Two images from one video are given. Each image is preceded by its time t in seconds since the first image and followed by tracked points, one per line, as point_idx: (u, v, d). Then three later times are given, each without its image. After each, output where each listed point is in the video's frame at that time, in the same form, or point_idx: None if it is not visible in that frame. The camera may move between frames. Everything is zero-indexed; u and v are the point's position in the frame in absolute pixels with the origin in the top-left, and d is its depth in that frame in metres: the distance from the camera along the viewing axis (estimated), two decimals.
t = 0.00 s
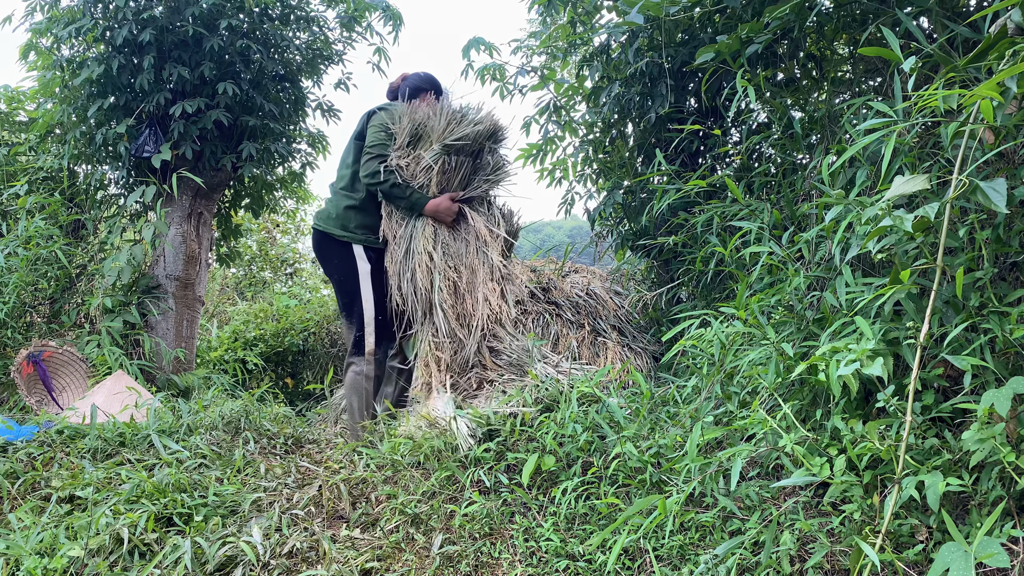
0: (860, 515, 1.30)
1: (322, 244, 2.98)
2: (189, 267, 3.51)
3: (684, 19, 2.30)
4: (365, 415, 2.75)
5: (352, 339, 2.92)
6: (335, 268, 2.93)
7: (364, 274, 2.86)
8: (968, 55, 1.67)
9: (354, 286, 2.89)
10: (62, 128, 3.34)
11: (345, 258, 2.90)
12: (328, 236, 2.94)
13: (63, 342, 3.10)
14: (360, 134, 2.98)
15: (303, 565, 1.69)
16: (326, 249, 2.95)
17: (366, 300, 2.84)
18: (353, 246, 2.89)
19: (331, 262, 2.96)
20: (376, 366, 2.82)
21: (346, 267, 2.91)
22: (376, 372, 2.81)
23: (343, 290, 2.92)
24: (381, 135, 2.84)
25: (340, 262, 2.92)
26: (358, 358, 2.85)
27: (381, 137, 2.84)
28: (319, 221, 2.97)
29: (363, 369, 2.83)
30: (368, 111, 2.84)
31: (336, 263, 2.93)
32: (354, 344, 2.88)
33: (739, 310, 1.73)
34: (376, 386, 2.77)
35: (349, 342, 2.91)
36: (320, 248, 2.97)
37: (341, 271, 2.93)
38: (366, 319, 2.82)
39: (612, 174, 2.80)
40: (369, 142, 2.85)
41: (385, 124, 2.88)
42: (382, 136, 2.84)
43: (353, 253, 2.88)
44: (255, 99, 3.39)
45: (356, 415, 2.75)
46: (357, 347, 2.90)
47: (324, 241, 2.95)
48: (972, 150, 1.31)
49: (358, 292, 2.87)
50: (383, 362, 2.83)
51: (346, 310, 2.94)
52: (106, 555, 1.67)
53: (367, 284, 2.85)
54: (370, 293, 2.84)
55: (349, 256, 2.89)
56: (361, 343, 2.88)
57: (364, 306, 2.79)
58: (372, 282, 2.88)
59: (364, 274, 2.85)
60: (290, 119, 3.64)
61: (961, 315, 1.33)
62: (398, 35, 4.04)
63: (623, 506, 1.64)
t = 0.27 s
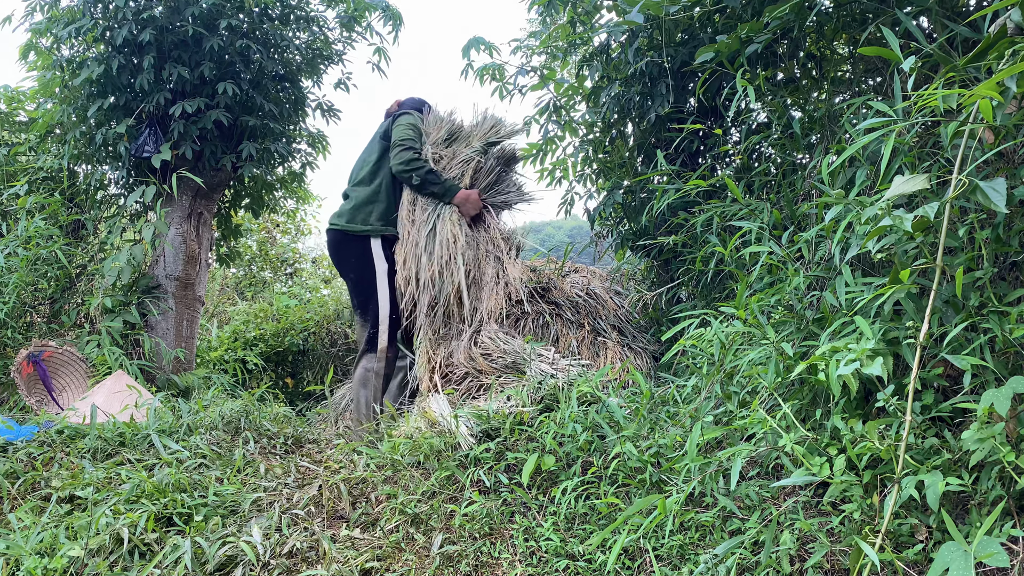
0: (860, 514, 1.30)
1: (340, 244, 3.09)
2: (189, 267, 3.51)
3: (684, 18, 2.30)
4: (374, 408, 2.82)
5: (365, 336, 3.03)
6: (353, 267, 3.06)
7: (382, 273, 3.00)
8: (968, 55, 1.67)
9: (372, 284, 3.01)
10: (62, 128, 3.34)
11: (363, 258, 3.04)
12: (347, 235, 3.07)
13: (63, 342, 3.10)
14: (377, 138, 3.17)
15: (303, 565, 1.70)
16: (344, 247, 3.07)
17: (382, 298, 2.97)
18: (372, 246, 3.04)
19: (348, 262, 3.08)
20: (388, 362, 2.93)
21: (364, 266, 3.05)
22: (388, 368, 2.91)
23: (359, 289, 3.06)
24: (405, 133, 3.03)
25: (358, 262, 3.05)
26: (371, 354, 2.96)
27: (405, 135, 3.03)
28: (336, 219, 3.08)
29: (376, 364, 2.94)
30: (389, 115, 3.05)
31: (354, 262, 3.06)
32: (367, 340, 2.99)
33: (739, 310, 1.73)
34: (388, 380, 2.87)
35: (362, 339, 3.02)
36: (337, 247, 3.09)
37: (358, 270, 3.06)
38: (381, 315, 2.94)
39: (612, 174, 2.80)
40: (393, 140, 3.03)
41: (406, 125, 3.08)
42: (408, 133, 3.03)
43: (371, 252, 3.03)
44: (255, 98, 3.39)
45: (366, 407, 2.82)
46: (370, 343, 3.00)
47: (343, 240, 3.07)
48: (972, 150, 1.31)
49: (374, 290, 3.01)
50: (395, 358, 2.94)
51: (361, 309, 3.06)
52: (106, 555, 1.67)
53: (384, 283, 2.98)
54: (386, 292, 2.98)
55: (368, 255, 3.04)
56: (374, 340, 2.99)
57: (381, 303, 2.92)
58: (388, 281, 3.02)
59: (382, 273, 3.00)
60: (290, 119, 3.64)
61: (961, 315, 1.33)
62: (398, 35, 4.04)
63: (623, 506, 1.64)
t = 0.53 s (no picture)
0: (860, 514, 1.30)
1: (355, 227, 3.00)
2: (190, 267, 3.51)
3: (684, 18, 2.30)
4: (377, 384, 2.83)
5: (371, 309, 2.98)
6: (366, 246, 2.98)
7: (395, 252, 2.93)
8: (968, 54, 1.67)
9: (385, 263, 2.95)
10: (62, 128, 3.34)
11: (377, 237, 2.96)
12: (366, 221, 2.98)
13: (63, 342, 3.10)
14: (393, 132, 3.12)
15: (304, 564, 1.70)
16: (363, 233, 2.97)
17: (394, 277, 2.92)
18: (388, 225, 2.96)
19: (361, 240, 3.00)
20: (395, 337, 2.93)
21: (377, 246, 2.97)
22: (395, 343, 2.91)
23: (370, 267, 2.98)
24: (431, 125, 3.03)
25: (372, 241, 2.97)
26: (376, 327, 2.92)
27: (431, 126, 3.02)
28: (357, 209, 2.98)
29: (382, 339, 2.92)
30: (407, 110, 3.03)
31: (368, 242, 2.97)
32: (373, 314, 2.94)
33: (739, 309, 1.73)
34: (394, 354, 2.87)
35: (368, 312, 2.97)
36: (354, 229, 3.01)
37: (372, 249, 2.98)
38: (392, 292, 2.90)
39: (612, 174, 2.80)
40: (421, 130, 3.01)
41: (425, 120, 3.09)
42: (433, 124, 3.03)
43: (386, 232, 2.96)
44: (255, 98, 3.39)
45: (370, 381, 2.83)
46: (377, 317, 2.94)
47: (361, 225, 2.97)
48: (972, 149, 1.31)
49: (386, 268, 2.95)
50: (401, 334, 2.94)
51: (369, 284, 3.00)
52: (106, 555, 1.67)
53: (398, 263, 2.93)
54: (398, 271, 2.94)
55: (383, 235, 2.96)
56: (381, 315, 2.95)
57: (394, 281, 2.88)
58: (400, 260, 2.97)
59: (395, 253, 2.94)
60: (290, 119, 3.64)
61: (961, 315, 1.33)
62: (398, 35, 4.04)
63: (623, 505, 1.64)
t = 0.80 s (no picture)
0: (860, 514, 1.30)
1: (371, 204, 3.06)
2: (190, 267, 3.51)
3: (684, 18, 2.30)
4: (346, 359, 2.89)
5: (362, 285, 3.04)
6: (373, 224, 3.03)
7: (399, 240, 2.99)
8: (968, 54, 1.67)
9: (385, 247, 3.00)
10: (62, 128, 3.34)
11: (387, 218, 3.03)
12: (386, 201, 3.05)
13: (64, 342, 3.10)
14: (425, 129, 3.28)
15: (303, 564, 1.70)
16: (379, 211, 3.04)
17: (390, 261, 2.97)
18: (399, 209, 3.03)
19: (371, 216, 3.05)
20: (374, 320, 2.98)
21: (383, 227, 3.03)
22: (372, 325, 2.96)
23: (371, 245, 3.03)
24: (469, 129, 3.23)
25: (379, 221, 3.03)
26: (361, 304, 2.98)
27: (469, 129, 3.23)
28: (383, 190, 3.06)
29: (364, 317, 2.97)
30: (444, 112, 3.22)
31: (376, 220, 3.03)
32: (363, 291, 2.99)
33: (739, 309, 1.73)
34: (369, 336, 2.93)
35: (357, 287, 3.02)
36: (365, 205, 3.08)
37: (376, 229, 3.04)
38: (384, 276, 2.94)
39: (612, 174, 2.80)
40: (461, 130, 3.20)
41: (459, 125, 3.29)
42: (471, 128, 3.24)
43: (397, 214, 3.02)
44: (255, 98, 3.39)
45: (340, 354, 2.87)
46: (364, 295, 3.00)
47: (381, 203, 3.05)
48: (972, 149, 1.31)
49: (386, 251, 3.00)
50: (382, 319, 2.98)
51: (366, 261, 3.05)
52: (107, 555, 1.67)
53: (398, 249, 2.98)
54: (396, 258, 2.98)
55: (394, 217, 3.03)
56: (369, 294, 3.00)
57: (388, 266, 2.92)
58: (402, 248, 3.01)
59: (398, 241, 2.99)
60: (290, 119, 3.64)
61: (961, 314, 1.33)
62: (398, 35, 4.03)
63: (623, 505, 1.64)
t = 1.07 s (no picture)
0: (860, 513, 1.30)
1: (376, 200, 3.04)
2: (190, 267, 3.51)
3: (684, 17, 2.30)
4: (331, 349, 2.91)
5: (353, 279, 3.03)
6: (371, 221, 3.02)
7: (395, 240, 2.99)
8: (968, 53, 1.67)
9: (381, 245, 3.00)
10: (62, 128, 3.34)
11: (387, 218, 3.02)
12: (393, 200, 3.04)
13: (64, 342, 3.10)
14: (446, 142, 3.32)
15: (304, 564, 1.70)
16: (386, 210, 3.02)
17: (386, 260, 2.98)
18: (401, 210, 3.03)
19: (370, 213, 3.04)
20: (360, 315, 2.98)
21: (382, 226, 3.02)
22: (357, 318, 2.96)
23: (367, 241, 3.02)
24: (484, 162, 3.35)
25: (379, 219, 3.02)
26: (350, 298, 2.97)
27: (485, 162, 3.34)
28: (395, 189, 3.04)
29: (352, 310, 2.97)
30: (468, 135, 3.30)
31: (376, 218, 3.02)
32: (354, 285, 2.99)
33: (739, 309, 1.73)
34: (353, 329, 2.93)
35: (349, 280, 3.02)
36: (367, 204, 3.05)
37: (374, 227, 3.02)
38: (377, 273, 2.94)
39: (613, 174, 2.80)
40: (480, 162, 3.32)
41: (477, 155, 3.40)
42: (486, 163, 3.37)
43: (398, 215, 3.02)
44: (255, 98, 3.39)
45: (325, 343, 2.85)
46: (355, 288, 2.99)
47: (389, 201, 3.02)
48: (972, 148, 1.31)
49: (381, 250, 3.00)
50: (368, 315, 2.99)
51: (360, 256, 3.04)
52: (107, 555, 1.67)
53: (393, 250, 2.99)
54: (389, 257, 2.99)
55: (395, 218, 3.02)
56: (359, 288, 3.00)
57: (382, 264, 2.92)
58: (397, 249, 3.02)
59: (396, 242, 2.99)
60: (290, 119, 3.64)
61: (961, 314, 1.33)
62: (398, 34, 4.03)
63: (623, 505, 1.64)
